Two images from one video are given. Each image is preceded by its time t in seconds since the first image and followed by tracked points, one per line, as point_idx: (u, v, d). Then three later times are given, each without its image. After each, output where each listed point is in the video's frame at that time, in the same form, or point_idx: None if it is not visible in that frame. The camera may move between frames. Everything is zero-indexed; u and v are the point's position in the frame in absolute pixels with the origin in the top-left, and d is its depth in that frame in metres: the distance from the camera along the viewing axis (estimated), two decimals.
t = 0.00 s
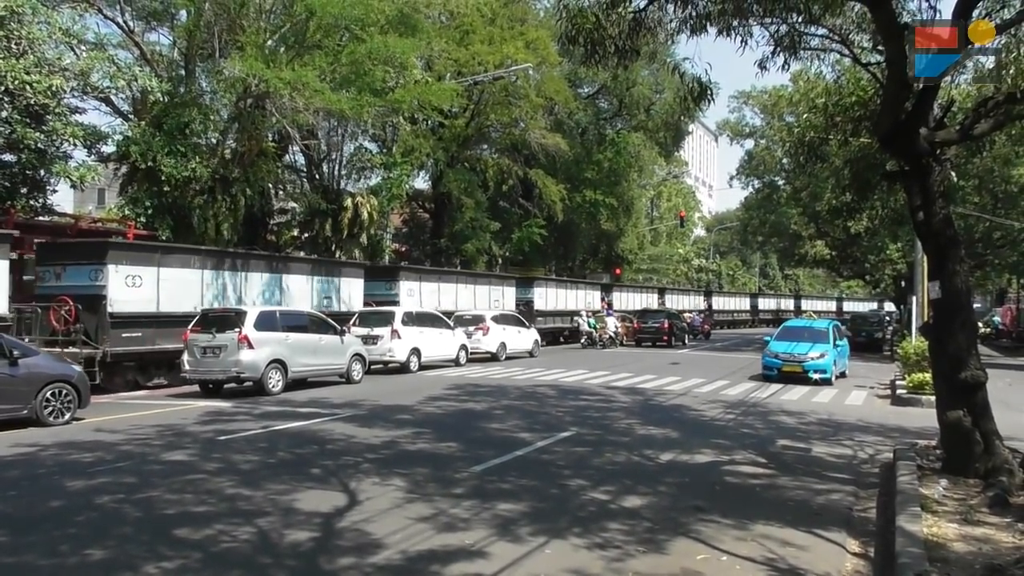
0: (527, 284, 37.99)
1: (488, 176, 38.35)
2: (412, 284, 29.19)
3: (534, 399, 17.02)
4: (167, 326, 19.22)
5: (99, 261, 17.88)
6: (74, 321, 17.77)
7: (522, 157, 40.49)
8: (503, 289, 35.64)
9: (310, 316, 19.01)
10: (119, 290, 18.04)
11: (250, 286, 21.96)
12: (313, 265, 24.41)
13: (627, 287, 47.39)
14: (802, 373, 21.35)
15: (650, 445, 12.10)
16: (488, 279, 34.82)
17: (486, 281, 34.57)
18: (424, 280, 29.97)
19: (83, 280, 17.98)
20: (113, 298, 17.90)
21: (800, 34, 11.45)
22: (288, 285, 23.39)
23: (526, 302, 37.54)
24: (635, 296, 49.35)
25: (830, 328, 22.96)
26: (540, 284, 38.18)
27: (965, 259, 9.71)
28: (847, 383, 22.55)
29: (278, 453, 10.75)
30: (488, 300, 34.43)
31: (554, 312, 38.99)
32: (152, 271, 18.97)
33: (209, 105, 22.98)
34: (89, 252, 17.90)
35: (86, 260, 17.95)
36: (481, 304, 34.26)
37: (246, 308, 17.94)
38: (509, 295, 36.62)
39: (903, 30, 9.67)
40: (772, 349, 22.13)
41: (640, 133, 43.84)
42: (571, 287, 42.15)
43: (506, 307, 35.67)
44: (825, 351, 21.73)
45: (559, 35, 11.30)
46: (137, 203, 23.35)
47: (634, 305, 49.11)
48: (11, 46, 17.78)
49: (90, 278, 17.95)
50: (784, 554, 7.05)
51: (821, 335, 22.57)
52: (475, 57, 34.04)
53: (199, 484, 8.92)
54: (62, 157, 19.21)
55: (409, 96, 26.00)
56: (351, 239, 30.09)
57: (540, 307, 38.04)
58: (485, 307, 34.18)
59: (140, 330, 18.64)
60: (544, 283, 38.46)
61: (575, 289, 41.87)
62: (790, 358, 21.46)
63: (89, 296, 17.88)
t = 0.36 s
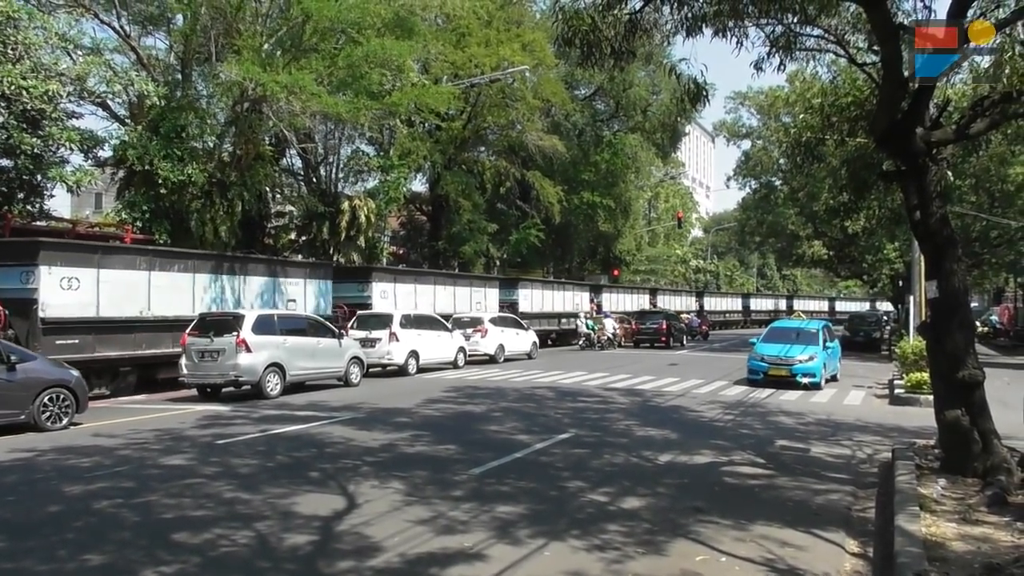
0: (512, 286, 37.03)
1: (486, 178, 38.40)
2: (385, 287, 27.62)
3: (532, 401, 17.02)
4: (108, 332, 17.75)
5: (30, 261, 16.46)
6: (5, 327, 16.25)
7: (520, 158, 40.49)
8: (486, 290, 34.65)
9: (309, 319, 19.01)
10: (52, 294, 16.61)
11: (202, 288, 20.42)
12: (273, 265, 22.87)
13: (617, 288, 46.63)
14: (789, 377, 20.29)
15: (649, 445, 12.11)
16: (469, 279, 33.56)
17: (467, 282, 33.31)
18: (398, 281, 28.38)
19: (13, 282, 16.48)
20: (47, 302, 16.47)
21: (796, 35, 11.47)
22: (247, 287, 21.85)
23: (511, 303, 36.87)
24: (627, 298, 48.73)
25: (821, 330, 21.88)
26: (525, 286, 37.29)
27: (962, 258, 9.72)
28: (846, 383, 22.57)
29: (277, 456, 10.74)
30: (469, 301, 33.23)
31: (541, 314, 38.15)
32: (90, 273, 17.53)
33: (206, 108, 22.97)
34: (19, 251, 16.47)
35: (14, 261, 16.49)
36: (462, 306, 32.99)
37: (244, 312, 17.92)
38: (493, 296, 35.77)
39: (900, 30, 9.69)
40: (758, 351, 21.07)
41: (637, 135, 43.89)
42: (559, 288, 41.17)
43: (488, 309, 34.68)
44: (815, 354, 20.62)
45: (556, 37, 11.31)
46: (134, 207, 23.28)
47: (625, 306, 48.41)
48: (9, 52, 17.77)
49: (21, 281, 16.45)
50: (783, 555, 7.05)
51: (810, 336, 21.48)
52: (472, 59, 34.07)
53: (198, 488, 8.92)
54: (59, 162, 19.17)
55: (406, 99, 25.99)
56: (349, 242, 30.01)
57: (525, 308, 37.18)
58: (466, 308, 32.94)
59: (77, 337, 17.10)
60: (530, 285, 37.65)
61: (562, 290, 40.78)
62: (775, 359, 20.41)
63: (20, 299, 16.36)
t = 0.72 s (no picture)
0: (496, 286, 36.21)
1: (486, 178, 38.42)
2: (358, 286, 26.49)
3: (532, 400, 17.03)
4: (41, 335, 16.42)
5: None
6: None
7: (520, 158, 40.47)
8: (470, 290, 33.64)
9: (309, 319, 19.02)
10: None
11: (151, 286, 19.05)
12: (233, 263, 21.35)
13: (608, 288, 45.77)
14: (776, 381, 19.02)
15: (649, 445, 12.10)
16: (452, 278, 32.42)
17: (449, 281, 32.13)
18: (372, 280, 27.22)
19: None
20: None
21: (796, 34, 11.47)
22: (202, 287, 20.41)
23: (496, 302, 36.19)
24: (618, 297, 47.96)
25: (810, 330, 20.52)
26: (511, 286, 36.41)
27: (962, 258, 9.71)
28: (845, 383, 22.55)
29: (277, 456, 10.74)
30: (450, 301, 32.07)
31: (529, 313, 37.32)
32: (21, 270, 16.21)
33: (206, 108, 22.92)
34: None
35: None
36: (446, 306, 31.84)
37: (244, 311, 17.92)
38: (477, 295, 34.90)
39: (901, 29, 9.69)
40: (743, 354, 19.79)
41: (637, 135, 43.89)
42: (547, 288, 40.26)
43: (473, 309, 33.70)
44: (804, 357, 19.32)
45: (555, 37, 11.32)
46: (133, 207, 23.62)
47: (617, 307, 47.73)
48: (8, 52, 17.74)
49: None
50: (784, 554, 7.05)
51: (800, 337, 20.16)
52: (472, 59, 34.07)
53: (198, 487, 8.92)
54: (58, 162, 19.17)
55: (406, 98, 25.97)
56: (349, 242, 30.12)
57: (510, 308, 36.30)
58: (446, 308, 31.75)
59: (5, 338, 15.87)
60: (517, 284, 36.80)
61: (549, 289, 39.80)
62: (760, 362, 19.13)
63: None
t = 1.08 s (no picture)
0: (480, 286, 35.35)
1: (486, 178, 38.41)
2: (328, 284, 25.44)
3: (532, 401, 17.03)
4: None
5: None
6: None
7: (520, 159, 40.48)
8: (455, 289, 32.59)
9: (309, 319, 19.01)
10: None
11: (90, 285, 17.56)
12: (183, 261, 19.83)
13: (598, 288, 44.67)
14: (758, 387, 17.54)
15: (648, 446, 12.10)
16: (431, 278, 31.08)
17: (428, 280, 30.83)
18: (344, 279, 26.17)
19: None
20: None
21: (796, 35, 11.47)
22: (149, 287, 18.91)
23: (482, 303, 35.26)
24: (612, 296, 46.92)
25: (796, 332, 19.01)
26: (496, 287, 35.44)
27: (962, 259, 9.70)
28: (845, 383, 22.57)
29: (277, 456, 10.74)
30: (430, 301, 30.74)
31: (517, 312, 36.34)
32: None
33: (206, 109, 22.98)
34: None
35: None
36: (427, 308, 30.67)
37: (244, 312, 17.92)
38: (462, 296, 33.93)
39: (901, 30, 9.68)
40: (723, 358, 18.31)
41: (637, 136, 43.90)
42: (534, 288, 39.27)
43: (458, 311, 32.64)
44: (789, 362, 17.80)
45: (556, 37, 11.32)
46: (133, 208, 23.51)
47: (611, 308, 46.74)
48: (8, 52, 17.71)
49: None
50: (783, 555, 7.04)
51: (785, 341, 18.63)
52: (472, 59, 34.07)
53: (198, 488, 8.91)
54: (58, 162, 19.15)
55: (406, 99, 25.95)
56: (349, 243, 30.13)
57: (495, 310, 35.34)
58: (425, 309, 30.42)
59: None
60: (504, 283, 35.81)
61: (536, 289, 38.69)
62: (741, 368, 17.67)
63: None
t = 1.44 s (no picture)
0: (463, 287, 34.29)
1: (486, 179, 38.42)
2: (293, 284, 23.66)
3: (532, 402, 17.03)
4: None
5: None
6: None
7: (519, 161, 40.48)
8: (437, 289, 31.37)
9: (309, 321, 19.01)
10: None
11: (23, 286, 16.13)
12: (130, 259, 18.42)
13: (589, 288, 43.62)
14: (737, 398, 15.51)
15: (648, 447, 12.09)
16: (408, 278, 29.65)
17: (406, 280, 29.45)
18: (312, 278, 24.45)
19: None
20: None
21: (795, 36, 11.47)
22: (91, 287, 17.50)
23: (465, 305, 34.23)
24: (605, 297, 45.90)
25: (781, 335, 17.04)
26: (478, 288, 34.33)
27: (962, 260, 9.70)
28: (845, 384, 22.57)
29: (277, 458, 10.74)
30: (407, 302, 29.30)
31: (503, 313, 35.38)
32: None
33: (206, 111, 22.99)
34: None
35: None
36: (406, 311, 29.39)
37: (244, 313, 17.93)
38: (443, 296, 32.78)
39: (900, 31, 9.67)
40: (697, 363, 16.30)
41: (637, 137, 43.94)
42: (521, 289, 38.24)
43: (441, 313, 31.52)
44: (772, 368, 15.78)
45: (556, 39, 11.33)
46: (133, 209, 23.47)
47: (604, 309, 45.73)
48: (8, 54, 17.72)
49: None
50: (784, 557, 7.04)
51: (767, 344, 16.58)
52: (472, 61, 34.09)
53: (198, 490, 8.91)
54: (58, 163, 19.16)
55: (407, 100, 25.95)
56: (350, 244, 30.12)
57: (478, 311, 34.34)
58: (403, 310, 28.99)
59: None
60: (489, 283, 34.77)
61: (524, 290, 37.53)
62: (717, 375, 15.69)
63: None
